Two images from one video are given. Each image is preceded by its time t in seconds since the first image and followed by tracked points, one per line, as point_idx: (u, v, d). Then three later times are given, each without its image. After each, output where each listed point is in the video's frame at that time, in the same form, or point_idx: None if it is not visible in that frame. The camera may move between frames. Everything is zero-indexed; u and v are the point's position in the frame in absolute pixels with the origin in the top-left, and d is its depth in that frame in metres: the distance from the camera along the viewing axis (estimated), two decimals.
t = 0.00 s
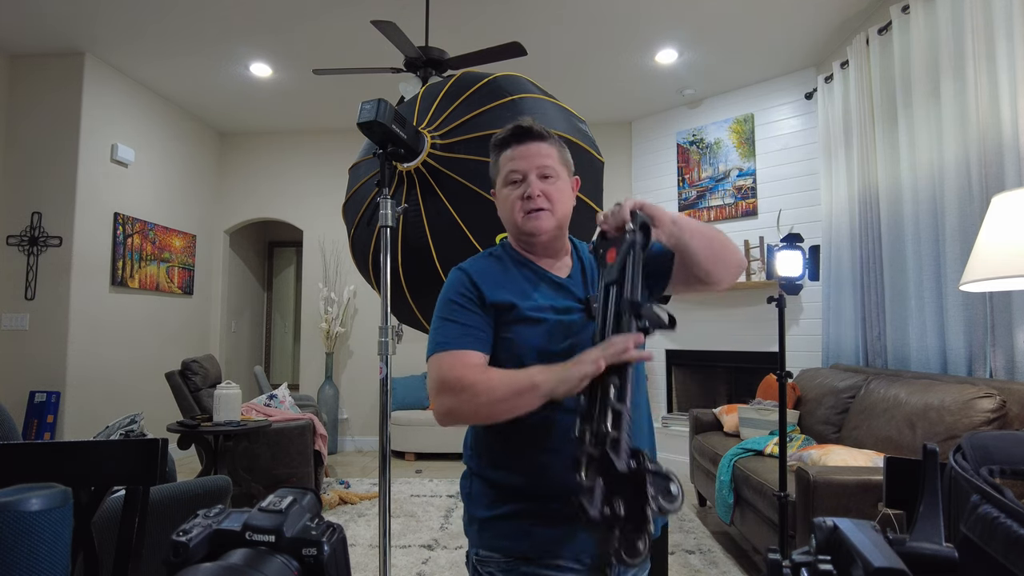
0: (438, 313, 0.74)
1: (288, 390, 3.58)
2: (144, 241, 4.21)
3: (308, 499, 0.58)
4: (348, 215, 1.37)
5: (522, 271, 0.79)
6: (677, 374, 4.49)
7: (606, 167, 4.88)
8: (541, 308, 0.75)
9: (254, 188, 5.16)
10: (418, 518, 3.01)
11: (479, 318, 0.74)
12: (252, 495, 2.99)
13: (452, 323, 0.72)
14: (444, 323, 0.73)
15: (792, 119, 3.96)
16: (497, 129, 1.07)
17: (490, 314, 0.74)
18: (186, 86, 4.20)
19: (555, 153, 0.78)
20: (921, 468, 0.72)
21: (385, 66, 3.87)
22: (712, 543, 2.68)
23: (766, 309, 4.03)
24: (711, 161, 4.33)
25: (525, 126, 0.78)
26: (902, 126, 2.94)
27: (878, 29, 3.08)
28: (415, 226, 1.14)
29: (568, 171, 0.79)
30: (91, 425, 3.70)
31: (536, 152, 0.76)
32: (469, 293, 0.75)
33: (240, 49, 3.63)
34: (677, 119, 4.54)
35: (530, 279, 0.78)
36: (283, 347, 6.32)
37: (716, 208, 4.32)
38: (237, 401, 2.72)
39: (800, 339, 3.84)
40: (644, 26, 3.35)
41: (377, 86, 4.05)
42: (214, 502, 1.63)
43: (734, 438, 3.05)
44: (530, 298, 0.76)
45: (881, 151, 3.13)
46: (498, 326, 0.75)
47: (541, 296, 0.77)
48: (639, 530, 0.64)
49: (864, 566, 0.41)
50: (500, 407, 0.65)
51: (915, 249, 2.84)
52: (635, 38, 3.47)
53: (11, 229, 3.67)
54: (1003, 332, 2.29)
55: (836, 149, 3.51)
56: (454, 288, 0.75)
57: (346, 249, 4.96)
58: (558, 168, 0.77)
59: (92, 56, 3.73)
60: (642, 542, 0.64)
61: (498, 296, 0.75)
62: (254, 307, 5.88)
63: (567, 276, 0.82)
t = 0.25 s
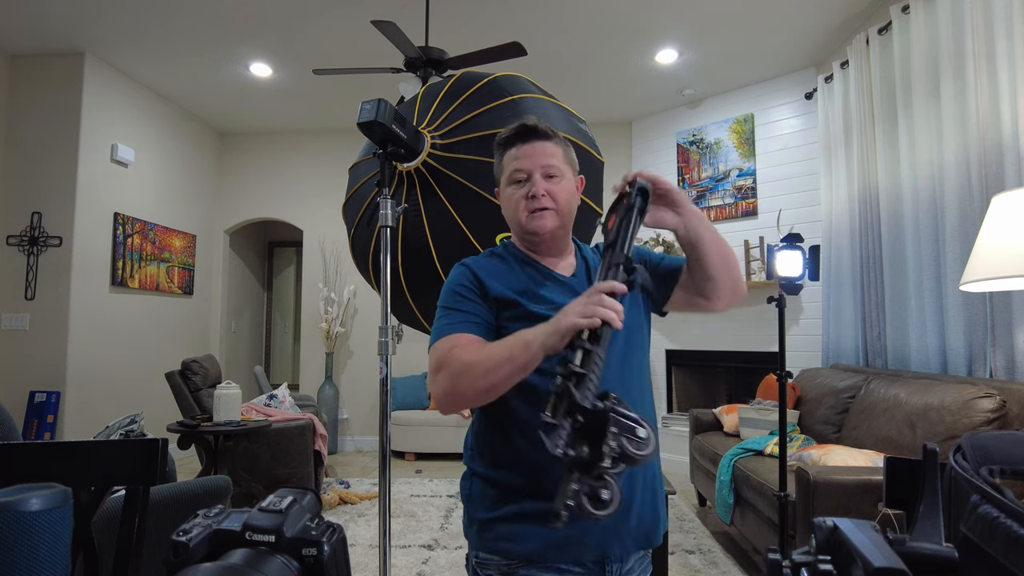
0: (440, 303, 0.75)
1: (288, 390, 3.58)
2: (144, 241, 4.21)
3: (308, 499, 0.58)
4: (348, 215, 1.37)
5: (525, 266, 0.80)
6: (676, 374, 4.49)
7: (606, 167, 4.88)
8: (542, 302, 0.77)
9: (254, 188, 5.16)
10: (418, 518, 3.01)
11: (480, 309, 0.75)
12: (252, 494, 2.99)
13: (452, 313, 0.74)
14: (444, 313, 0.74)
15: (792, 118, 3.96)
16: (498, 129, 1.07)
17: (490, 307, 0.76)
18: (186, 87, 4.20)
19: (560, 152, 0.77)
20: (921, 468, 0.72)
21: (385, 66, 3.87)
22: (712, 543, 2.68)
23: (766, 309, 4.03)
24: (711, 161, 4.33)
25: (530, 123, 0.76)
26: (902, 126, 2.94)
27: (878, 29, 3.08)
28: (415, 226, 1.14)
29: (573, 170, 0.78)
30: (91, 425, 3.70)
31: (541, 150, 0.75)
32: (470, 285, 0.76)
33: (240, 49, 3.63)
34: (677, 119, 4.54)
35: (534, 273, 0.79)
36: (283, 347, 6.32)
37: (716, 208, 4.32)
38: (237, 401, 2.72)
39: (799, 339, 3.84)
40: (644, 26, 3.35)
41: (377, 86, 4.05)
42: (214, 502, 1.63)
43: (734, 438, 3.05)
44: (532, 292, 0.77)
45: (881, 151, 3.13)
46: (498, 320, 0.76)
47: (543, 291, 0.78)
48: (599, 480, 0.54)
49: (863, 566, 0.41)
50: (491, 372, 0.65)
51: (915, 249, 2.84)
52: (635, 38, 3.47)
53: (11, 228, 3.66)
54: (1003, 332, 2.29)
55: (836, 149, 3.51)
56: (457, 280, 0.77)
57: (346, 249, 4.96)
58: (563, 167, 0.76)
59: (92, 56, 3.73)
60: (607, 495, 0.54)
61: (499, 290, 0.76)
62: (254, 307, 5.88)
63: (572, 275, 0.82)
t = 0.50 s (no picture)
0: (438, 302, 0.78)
1: (288, 390, 3.58)
2: (144, 241, 4.21)
3: (308, 499, 0.58)
4: (348, 215, 1.37)
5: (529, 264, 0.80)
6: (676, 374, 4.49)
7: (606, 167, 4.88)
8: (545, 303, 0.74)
9: (254, 188, 5.16)
10: (418, 518, 3.01)
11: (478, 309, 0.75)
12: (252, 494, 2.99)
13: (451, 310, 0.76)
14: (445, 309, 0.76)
15: (792, 119, 3.96)
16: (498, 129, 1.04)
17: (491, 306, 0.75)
18: (187, 87, 4.21)
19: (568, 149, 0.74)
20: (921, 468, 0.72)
21: (385, 66, 3.87)
22: (712, 543, 2.68)
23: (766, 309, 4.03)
24: (711, 161, 4.33)
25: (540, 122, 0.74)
26: (902, 126, 2.94)
27: (878, 29, 3.08)
28: (415, 226, 1.14)
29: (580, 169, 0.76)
30: (91, 425, 3.70)
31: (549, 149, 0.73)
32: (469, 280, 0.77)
33: (240, 49, 3.63)
34: (677, 119, 4.54)
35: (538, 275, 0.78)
36: (283, 347, 6.32)
37: (716, 208, 4.32)
38: (237, 401, 2.72)
39: (799, 340, 3.84)
40: (644, 26, 3.35)
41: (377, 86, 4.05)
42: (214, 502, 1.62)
43: (734, 438, 3.05)
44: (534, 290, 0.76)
45: (881, 151, 3.13)
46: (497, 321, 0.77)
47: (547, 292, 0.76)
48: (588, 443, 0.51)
49: (863, 566, 0.41)
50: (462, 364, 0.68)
51: (915, 249, 2.84)
52: (635, 38, 3.47)
53: (11, 228, 3.66)
54: (1003, 332, 2.29)
55: (836, 149, 3.51)
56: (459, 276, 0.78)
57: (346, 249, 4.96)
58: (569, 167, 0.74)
59: (92, 56, 3.73)
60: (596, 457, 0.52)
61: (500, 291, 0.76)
62: (254, 307, 5.88)
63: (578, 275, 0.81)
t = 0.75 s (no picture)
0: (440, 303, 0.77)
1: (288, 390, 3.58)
2: (144, 241, 4.21)
3: (308, 499, 0.58)
4: (348, 215, 1.37)
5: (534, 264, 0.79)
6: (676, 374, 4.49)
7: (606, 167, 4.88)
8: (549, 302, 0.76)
9: (254, 188, 5.16)
10: (418, 518, 3.01)
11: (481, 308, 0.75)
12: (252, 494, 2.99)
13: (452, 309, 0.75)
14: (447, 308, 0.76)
15: (792, 119, 3.96)
16: (497, 129, 1.08)
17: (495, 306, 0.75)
18: (187, 87, 4.21)
19: (576, 150, 0.75)
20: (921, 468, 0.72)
21: (385, 66, 3.87)
22: (712, 544, 2.68)
23: (766, 309, 4.03)
24: (711, 161, 4.33)
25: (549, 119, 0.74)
26: (902, 126, 2.94)
27: (878, 29, 3.08)
28: (415, 226, 1.15)
29: (587, 168, 0.76)
30: (91, 425, 3.70)
31: (558, 148, 0.73)
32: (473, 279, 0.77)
33: (240, 49, 3.63)
34: (677, 119, 4.54)
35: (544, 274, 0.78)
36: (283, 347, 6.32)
37: (716, 208, 4.32)
38: (237, 401, 2.73)
39: (799, 340, 3.84)
40: (644, 26, 3.35)
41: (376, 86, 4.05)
42: (214, 502, 1.62)
43: (734, 438, 3.05)
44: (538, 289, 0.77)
45: (881, 151, 3.13)
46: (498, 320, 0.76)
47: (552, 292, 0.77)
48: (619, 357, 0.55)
49: (863, 566, 0.41)
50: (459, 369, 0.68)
51: (915, 249, 2.84)
52: (635, 38, 3.47)
53: (11, 229, 3.66)
54: (1003, 332, 2.29)
55: (836, 149, 3.51)
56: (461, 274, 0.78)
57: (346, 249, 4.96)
58: (577, 166, 0.75)
59: (92, 56, 3.73)
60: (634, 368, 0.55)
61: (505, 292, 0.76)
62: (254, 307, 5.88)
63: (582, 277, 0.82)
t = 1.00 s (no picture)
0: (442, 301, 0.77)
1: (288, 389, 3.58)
2: (144, 241, 4.21)
3: (308, 499, 0.58)
4: (348, 215, 1.37)
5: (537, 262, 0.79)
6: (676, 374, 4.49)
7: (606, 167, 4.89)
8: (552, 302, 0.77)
9: (254, 188, 5.16)
10: (418, 518, 3.01)
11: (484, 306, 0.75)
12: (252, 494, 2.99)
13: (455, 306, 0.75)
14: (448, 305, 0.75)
15: (792, 118, 3.96)
16: (499, 128, 1.08)
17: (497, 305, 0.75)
18: (187, 87, 4.21)
19: (582, 151, 0.77)
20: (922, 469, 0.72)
21: (385, 66, 3.87)
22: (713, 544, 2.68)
23: (766, 309, 4.03)
24: (711, 161, 4.33)
25: (555, 118, 0.76)
26: (903, 126, 2.94)
27: (878, 29, 3.07)
28: (415, 227, 1.15)
29: (591, 169, 0.78)
30: (92, 425, 3.71)
31: (563, 147, 0.75)
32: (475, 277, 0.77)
33: (240, 49, 3.63)
34: (677, 119, 4.55)
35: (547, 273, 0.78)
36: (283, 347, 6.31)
37: (716, 208, 4.32)
38: (237, 401, 2.73)
39: (799, 339, 3.84)
40: (644, 26, 3.35)
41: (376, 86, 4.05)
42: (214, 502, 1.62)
43: (734, 438, 3.05)
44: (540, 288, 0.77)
45: (880, 151, 3.13)
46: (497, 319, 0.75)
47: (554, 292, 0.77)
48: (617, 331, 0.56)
49: (864, 566, 0.41)
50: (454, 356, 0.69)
51: (915, 250, 2.84)
52: (635, 38, 3.47)
53: (11, 229, 3.66)
54: (1003, 332, 2.29)
55: (836, 149, 3.51)
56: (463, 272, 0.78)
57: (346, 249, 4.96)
58: (582, 166, 0.76)
59: (92, 56, 3.73)
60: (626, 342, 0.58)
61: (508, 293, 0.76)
62: (254, 307, 5.88)
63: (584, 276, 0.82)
